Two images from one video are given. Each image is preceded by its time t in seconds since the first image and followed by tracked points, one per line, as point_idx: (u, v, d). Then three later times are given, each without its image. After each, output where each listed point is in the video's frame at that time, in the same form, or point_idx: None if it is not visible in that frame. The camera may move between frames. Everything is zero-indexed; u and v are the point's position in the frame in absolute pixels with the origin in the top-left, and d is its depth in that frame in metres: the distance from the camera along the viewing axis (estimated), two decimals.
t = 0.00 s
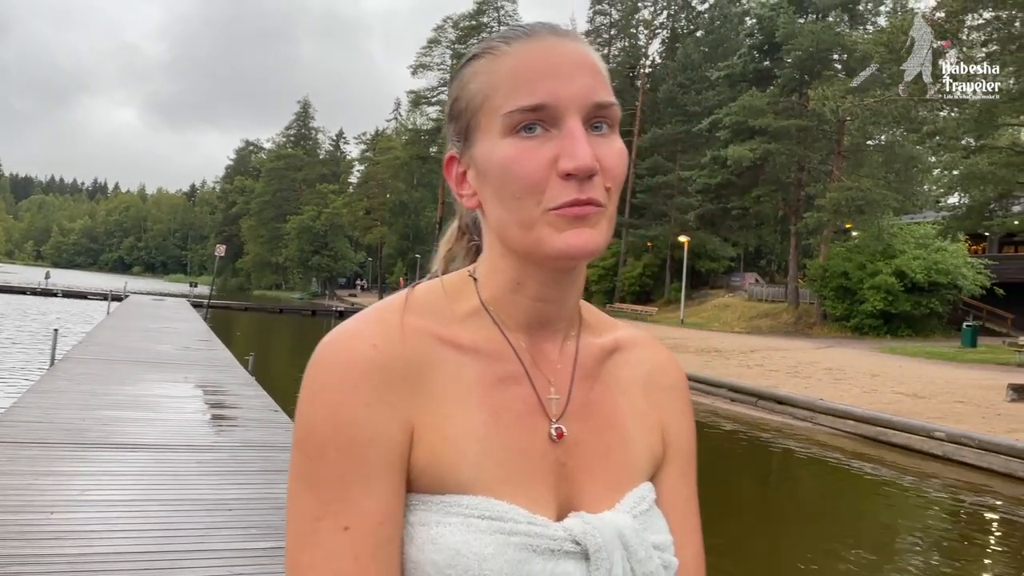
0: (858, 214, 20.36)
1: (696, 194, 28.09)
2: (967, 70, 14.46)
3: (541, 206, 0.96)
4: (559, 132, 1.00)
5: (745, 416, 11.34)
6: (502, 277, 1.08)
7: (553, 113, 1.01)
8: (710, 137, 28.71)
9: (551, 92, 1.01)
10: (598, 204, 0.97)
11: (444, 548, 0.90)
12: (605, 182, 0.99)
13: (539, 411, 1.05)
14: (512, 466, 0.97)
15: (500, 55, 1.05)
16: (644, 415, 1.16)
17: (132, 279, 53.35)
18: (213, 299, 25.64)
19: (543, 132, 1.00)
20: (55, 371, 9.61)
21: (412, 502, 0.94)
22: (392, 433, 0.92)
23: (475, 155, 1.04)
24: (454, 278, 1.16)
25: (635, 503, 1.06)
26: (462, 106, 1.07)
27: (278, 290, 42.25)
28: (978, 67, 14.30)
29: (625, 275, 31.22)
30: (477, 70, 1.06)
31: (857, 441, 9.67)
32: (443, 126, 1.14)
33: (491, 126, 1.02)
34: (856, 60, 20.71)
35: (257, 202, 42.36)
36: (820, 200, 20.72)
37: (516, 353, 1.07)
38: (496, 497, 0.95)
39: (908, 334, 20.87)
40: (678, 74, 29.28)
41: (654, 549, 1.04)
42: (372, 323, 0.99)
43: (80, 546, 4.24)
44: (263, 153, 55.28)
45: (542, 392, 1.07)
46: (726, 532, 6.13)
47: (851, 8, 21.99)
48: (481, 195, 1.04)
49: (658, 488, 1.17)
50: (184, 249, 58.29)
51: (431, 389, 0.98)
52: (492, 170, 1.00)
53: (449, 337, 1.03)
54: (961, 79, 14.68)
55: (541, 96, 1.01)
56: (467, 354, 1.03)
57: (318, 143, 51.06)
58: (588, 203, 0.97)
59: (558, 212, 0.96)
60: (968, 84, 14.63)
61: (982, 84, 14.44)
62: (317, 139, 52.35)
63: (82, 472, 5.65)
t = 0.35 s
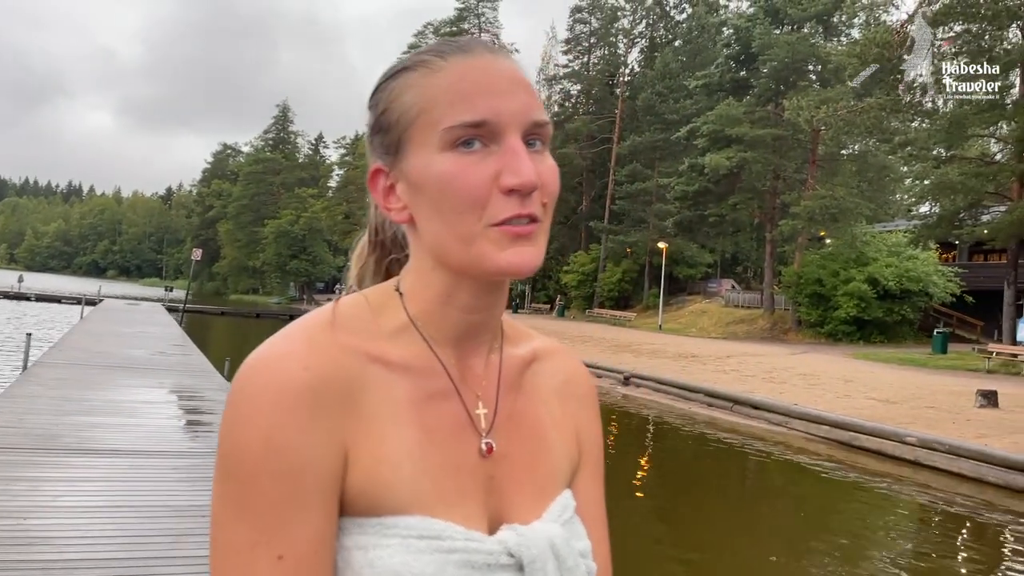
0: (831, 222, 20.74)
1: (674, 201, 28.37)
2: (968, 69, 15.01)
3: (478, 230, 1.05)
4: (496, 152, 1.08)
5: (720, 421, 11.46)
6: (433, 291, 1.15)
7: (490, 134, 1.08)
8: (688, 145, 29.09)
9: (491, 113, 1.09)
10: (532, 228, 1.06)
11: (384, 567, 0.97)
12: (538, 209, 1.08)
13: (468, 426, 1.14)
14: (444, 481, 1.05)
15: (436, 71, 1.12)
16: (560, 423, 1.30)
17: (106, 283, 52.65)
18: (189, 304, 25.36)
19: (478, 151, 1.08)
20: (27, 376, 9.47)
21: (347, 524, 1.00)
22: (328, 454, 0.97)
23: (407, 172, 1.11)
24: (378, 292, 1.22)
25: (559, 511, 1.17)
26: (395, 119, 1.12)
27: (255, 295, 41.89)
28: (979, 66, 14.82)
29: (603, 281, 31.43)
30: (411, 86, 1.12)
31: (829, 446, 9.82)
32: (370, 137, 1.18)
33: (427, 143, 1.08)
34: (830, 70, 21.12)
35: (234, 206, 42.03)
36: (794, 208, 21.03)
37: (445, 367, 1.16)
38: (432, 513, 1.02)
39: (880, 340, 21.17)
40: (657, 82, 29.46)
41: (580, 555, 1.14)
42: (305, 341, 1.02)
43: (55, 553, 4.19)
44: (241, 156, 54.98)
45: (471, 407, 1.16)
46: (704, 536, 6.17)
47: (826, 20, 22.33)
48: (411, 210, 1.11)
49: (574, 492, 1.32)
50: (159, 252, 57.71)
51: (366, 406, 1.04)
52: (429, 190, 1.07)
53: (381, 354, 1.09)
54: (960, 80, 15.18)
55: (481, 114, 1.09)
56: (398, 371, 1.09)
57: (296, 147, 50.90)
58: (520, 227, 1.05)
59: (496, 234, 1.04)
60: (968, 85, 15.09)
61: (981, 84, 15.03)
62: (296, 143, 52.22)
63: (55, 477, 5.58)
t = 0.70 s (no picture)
0: (814, 233, 20.86)
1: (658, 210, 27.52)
2: (968, 70, 14.86)
3: (442, 228, 1.00)
4: (462, 151, 1.04)
5: (703, 430, 11.42)
6: (390, 295, 1.09)
7: (455, 134, 1.04)
8: (672, 155, 29.24)
9: (456, 112, 1.05)
10: (498, 226, 1.03)
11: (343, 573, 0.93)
12: (501, 207, 1.04)
13: (428, 430, 1.09)
14: (404, 489, 1.00)
15: (397, 70, 1.08)
16: (522, 425, 1.25)
17: (83, 288, 51.98)
18: (169, 310, 25.01)
19: (444, 150, 1.04)
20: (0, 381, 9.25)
21: (301, 531, 0.95)
22: (278, 465, 0.92)
23: (367, 173, 1.06)
24: (331, 296, 1.16)
25: (523, 515, 1.13)
26: (353, 118, 1.07)
27: (236, 301, 41.46)
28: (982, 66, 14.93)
29: (588, 289, 31.43)
30: (372, 84, 1.08)
31: (812, 455, 9.80)
32: (327, 137, 1.13)
33: (388, 143, 1.04)
34: (814, 81, 21.27)
35: (216, 212, 41.71)
36: (778, 218, 21.10)
37: (403, 372, 1.10)
38: (391, 520, 0.97)
39: (861, 351, 21.28)
40: (641, 91, 29.52)
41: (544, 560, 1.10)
42: (252, 349, 0.96)
43: (32, 560, 4.06)
44: (223, 162, 54.60)
45: (430, 411, 1.11)
46: (689, 544, 6.17)
47: (810, 32, 22.46)
48: (368, 210, 1.06)
49: (539, 496, 1.27)
50: (139, 258, 57.13)
51: (320, 411, 0.99)
52: (390, 188, 1.02)
53: (336, 359, 1.04)
54: (958, 79, 15.12)
55: (444, 116, 1.05)
56: (354, 375, 1.04)
57: (280, 153, 50.66)
58: (485, 226, 1.02)
59: (461, 232, 1.00)
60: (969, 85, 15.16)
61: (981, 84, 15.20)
62: (279, 149, 51.99)
63: (25, 484, 5.40)
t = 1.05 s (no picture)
0: (805, 245, 20.99)
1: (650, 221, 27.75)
2: (969, 70, 14.47)
3: (460, 226, 1.11)
4: (478, 154, 1.15)
5: (695, 441, 11.42)
6: (391, 298, 1.18)
7: (471, 139, 1.15)
8: (664, 165, 29.35)
9: (474, 117, 1.15)
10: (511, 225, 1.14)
11: None
12: (513, 203, 1.16)
13: (424, 435, 1.14)
14: (402, 493, 1.05)
15: (410, 75, 1.17)
16: (514, 432, 1.32)
17: (73, 292, 51.72)
18: (160, 316, 24.88)
19: (459, 153, 1.14)
20: None
21: (297, 537, 0.99)
22: (279, 470, 0.96)
23: (376, 177, 1.14)
24: (324, 301, 1.22)
25: (513, 517, 1.19)
26: (363, 124, 1.15)
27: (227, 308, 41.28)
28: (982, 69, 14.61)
29: (581, 299, 31.46)
30: (380, 91, 1.16)
31: (803, 466, 9.82)
32: (329, 144, 1.20)
33: (408, 144, 1.13)
34: (806, 93, 21.45)
35: (209, 217, 41.64)
36: (771, 230, 21.18)
37: (399, 377, 1.17)
38: (386, 525, 1.01)
39: (853, 363, 21.34)
40: (635, 101, 29.64)
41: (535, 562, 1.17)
42: (245, 359, 0.99)
43: (23, 567, 4.02)
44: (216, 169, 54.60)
45: (424, 417, 1.16)
46: (679, 553, 6.17)
47: (803, 44, 22.60)
48: (378, 213, 1.14)
49: (530, 496, 1.34)
50: (130, 264, 56.94)
51: (318, 417, 1.03)
52: (405, 189, 1.11)
53: (334, 367, 1.09)
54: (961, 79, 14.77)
55: (465, 119, 1.15)
56: (351, 382, 1.09)
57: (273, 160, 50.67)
58: (501, 225, 1.13)
59: (485, 230, 1.11)
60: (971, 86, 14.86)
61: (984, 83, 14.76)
62: (272, 156, 51.99)
63: (13, 489, 5.35)
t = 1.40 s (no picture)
0: (805, 254, 21.00)
1: (650, 229, 27.80)
2: (966, 70, 14.78)
3: (470, 244, 1.11)
4: (492, 172, 1.15)
5: (694, 451, 11.38)
6: (400, 308, 1.18)
7: (486, 157, 1.15)
8: (664, 174, 29.42)
9: (491, 134, 1.16)
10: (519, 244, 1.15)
11: None
12: (521, 221, 1.17)
13: (438, 441, 1.17)
14: (424, 498, 1.06)
15: (427, 89, 1.17)
16: (520, 434, 1.34)
17: (71, 296, 51.69)
18: (159, 320, 24.85)
19: (472, 170, 1.14)
20: None
21: (320, 544, 1.00)
22: (305, 478, 0.96)
23: (388, 191, 1.14)
24: (334, 308, 1.22)
25: (525, 519, 1.22)
26: (376, 135, 1.15)
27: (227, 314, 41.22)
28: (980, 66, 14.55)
29: (580, 307, 31.46)
30: (398, 103, 1.16)
31: (803, 477, 9.78)
32: (341, 153, 1.19)
33: (421, 159, 1.13)
34: (808, 104, 21.50)
35: (209, 222, 41.66)
36: (771, 239, 21.20)
37: (411, 384, 1.18)
38: (408, 532, 1.02)
39: (853, 373, 21.31)
40: (636, 110, 29.69)
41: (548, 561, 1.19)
42: (266, 364, 0.99)
43: (23, 571, 4.00)
44: (217, 175, 54.67)
45: (438, 424, 1.18)
46: (678, 563, 6.12)
47: (805, 55, 22.62)
48: (388, 226, 1.14)
49: (535, 502, 1.37)
50: (130, 268, 56.98)
51: (337, 424, 1.04)
52: (416, 205, 1.12)
53: (350, 373, 1.10)
54: (959, 79, 15.03)
55: (481, 136, 1.15)
56: (367, 388, 1.11)
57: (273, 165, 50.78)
58: (506, 245, 1.14)
59: (494, 248, 1.12)
60: (968, 85, 14.81)
61: (981, 83, 14.62)
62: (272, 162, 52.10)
63: (11, 493, 5.31)
